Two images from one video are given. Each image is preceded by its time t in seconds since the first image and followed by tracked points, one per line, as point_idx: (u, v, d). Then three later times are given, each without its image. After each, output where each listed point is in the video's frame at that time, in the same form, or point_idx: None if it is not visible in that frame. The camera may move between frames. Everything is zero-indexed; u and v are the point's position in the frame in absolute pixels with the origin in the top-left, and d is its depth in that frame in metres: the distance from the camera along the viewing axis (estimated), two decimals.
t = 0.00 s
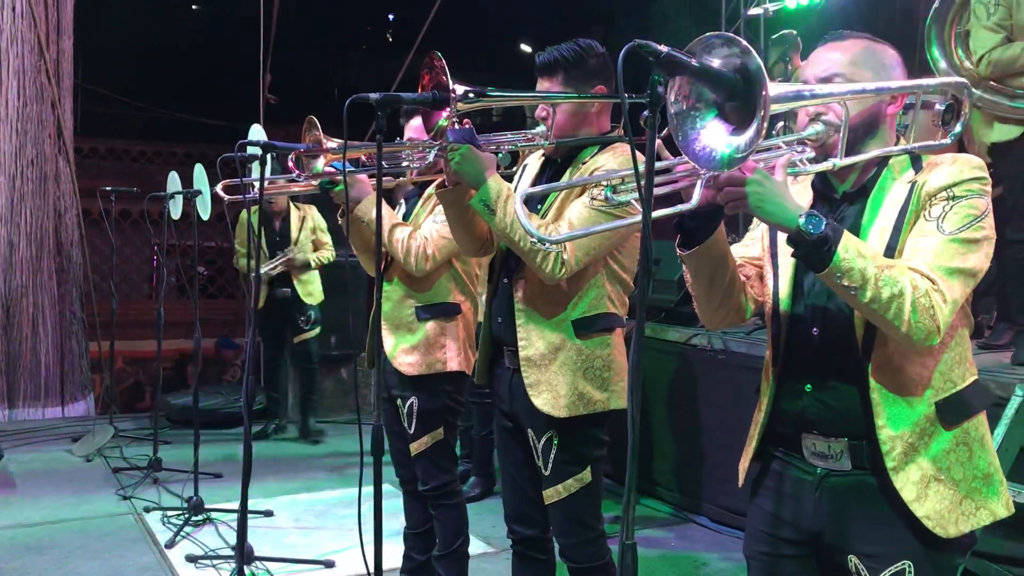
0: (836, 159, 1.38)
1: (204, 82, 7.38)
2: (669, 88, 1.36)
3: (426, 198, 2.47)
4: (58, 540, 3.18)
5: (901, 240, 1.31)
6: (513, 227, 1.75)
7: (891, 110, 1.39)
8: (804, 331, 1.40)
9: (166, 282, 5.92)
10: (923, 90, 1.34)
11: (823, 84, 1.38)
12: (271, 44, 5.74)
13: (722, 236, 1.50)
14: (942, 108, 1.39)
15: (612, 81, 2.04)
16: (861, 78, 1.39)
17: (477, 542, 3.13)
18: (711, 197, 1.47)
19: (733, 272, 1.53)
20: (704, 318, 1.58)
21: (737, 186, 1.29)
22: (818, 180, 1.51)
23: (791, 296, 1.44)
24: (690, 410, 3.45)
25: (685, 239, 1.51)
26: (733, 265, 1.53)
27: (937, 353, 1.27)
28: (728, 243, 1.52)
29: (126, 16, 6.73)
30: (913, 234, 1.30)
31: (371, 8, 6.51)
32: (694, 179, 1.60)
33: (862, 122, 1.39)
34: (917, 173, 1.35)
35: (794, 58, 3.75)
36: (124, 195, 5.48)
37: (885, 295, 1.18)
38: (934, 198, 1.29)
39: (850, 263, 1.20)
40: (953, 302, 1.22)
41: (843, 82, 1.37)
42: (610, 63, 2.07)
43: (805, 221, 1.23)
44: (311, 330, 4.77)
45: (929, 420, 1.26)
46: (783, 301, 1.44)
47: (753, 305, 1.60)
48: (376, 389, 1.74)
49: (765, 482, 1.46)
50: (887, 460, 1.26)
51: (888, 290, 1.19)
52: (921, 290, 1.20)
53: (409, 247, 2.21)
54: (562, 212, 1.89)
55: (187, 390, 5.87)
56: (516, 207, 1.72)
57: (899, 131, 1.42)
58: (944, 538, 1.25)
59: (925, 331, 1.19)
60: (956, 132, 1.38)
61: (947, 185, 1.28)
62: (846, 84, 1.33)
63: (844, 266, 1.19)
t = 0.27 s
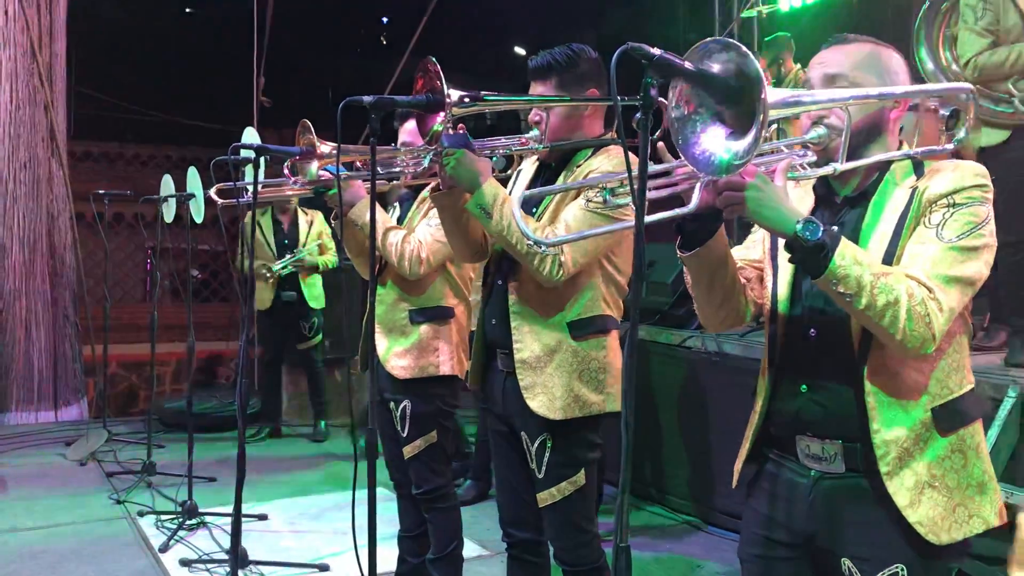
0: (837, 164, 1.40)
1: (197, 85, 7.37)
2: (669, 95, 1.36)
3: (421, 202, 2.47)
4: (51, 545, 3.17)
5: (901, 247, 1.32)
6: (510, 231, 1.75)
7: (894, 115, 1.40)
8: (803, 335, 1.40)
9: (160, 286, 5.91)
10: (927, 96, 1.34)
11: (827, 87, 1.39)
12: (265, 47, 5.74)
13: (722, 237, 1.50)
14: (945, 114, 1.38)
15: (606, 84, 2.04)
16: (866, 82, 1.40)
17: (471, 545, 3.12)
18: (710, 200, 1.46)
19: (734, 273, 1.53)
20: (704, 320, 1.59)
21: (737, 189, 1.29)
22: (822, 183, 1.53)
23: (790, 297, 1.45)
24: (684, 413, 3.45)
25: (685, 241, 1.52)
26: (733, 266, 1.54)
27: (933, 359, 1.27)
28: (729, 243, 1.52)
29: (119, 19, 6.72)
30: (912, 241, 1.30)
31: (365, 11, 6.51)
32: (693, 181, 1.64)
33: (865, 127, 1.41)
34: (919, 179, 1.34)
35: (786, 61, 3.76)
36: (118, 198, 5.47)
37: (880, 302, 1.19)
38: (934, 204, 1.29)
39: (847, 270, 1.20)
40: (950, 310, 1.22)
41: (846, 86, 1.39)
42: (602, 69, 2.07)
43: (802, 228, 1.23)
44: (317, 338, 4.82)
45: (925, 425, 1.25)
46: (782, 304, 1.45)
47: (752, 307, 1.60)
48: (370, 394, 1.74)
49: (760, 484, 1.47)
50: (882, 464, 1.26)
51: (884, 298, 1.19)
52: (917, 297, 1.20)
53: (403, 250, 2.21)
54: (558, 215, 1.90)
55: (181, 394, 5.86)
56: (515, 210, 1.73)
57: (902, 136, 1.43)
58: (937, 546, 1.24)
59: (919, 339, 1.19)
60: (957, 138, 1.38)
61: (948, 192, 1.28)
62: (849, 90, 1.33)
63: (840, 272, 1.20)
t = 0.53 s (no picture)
0: (842, 163, 1.42)
1: (192, 90, 7.36)
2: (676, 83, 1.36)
3: (417, 206, 2.46)
4: (45, 551, 3.16)
5: (899, 246, 1.32)
6: (510, 231, 1.75)
7: (903, 118, 1.41)
8: (800, 337, 1.41)
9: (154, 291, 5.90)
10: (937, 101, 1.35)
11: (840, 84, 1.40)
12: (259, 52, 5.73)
13: (721, 229, 1.51)
14: (955, 121, 1.39)
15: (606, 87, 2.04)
16: (877, 82, 1.40)
17: (466, 551, 3.12)
18: (712, 188, 1.48)
19: (731, 266, 1.54)
20: (698, 310, 1.59)
21: (739, 178, 1.30)
22: (824, 180, 1.54)
23: (784, 296, 1.45)
24: (680, 418, 3.45)
25: (684, 230, 1.53)
26: (730, 260, 1.54)
27: (930, 361, 1.26)
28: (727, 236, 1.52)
29: (113, 25, 6.71)
30: (910, 242, 1.30)
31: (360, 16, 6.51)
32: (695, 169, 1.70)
33: (873, 131, 1.41)
34: (920, 181, 1.35)
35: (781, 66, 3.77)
36: (112, 203, 5.47)
37: (876, 301, 1.19)
38: (935, 206, 1.28)
39: (844, 267, 1.20)
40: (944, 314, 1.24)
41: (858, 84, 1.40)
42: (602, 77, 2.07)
43: (802, 221, 1.24)
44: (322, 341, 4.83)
45: (918, 428, 1.24)
46: (777, 292, 1.46)
47: (747, 301, 1.60)
48: (365, 399, 1.74)
49: (757, 488, 1.47)
50: (874, 464, 1.26)
51: (880, 297, 1.19)
52: (912, 298, 1.21)
53: (397, 253, 2.19)
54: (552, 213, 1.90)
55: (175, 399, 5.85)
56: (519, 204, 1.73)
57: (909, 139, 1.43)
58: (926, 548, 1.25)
59: (912, 339, 1.21)
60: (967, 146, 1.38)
61: (949, 194, 1.27)
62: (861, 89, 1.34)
63: (838, 269, 1.20)
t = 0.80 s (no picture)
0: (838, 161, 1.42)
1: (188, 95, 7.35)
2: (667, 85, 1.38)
3: (413, 208, 2.46)
4: (40, 557, 3.14)
5: (894, 242, 1.32)
6: (506, 222, 1.74)
7: (900, 118, 1.43)
8: (794, 338, 1.41)
9: (150, 296, 5.89)
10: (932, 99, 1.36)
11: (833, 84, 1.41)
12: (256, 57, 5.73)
13: (715, 229, 1.52)
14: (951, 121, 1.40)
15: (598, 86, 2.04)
16: (871, 83, 1.41)
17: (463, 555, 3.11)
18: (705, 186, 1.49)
19: (726, 266, 1.54)
20: (694, 309, 1.59)
21: (727, 176, 1.32)
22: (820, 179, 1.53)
23: (778, 298, 1.45)
24: (676, 421, 3.45)
25: (678, 230, 1.54)
26: (726, 260, 1.54)
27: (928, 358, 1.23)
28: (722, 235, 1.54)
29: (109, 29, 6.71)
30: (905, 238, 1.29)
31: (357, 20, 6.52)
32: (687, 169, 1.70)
33: (868, 128, 1.43)
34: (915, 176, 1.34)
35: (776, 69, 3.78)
36: (108, 208, 5.46)
37: (870, 296, 1.20)
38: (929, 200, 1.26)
39: (837, 263, 1.21)
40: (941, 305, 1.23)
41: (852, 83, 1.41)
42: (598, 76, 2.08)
43: (796, 218, 1.24)
44: (323, 346, 4.85)
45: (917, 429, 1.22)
46: (772, 292, 1.46)
47: (743, 300, 1.59)
48: (361, 402, 1.73)
49: (756, 491, 1.46)
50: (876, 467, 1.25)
51: (874, 292, 1.20)
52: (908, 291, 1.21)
53: (395, 254, 2.19)
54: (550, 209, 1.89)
55: (171, 404, 5.83)
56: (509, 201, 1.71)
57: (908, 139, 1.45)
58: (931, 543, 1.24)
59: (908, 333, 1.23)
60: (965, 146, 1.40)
61: (944, 188, 1.25)
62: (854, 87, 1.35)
63: (831, 266, 1.21)
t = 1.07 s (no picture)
0: (819, 171, 1.43)
1: (183, 101, 7.35)
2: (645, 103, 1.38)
3: (406, 215, 2.47)
4: (34, 564, 3.13)
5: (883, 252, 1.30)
6: (494, 235, 1.75)
7: (878, 125, 1.45)
8: (790, 350, 1.41)
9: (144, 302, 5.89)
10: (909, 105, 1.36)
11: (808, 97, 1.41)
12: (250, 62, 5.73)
13: (706, 246, 1.52)
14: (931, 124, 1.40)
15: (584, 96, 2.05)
16: (846, 93, 1.41)
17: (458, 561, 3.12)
18: (691, 206, 1.48)
19: (717, 280, 1.54)
20: (689, 327, 1.59)
21: (713, 195, 1.34)
22: (805, 191, 1.54)
23: (773, 310, 1.45)
24: (669, 426, 3.46)
25: (668, 249, 1.54)
26: (717, 273, 1.55)
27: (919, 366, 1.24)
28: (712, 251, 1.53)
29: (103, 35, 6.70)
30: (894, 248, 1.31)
31: (351, 25, 6.53)
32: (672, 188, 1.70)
33: (844, 137, 1.43)
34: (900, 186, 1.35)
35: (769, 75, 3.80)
36: (102, 214, 5.45)
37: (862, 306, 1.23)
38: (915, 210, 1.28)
39: (826, 274, 1.24)
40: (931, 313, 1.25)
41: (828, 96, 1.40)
42: (580, 80, 2.08)
43: (781, 232, 1.26)
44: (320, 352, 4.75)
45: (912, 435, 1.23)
46: (765, 314, 1.45)
47: (737, 316, 1.61)
48: (357, 409, 1.74)
49: (750, 497, 1.47)
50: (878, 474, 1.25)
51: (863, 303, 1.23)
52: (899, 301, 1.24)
53: (390, 262, 2.19)
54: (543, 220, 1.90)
55: (166, 410, 5.82)
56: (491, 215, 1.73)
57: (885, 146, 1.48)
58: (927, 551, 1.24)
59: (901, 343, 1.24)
60: (945, 149, 1.40)
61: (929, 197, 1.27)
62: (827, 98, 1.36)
63: (820, 277, 1.24)
